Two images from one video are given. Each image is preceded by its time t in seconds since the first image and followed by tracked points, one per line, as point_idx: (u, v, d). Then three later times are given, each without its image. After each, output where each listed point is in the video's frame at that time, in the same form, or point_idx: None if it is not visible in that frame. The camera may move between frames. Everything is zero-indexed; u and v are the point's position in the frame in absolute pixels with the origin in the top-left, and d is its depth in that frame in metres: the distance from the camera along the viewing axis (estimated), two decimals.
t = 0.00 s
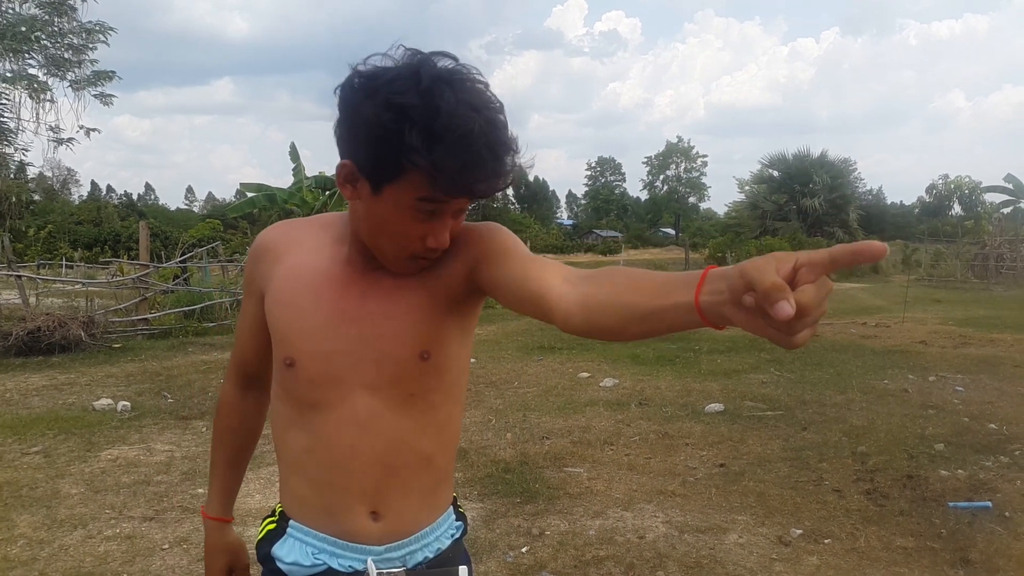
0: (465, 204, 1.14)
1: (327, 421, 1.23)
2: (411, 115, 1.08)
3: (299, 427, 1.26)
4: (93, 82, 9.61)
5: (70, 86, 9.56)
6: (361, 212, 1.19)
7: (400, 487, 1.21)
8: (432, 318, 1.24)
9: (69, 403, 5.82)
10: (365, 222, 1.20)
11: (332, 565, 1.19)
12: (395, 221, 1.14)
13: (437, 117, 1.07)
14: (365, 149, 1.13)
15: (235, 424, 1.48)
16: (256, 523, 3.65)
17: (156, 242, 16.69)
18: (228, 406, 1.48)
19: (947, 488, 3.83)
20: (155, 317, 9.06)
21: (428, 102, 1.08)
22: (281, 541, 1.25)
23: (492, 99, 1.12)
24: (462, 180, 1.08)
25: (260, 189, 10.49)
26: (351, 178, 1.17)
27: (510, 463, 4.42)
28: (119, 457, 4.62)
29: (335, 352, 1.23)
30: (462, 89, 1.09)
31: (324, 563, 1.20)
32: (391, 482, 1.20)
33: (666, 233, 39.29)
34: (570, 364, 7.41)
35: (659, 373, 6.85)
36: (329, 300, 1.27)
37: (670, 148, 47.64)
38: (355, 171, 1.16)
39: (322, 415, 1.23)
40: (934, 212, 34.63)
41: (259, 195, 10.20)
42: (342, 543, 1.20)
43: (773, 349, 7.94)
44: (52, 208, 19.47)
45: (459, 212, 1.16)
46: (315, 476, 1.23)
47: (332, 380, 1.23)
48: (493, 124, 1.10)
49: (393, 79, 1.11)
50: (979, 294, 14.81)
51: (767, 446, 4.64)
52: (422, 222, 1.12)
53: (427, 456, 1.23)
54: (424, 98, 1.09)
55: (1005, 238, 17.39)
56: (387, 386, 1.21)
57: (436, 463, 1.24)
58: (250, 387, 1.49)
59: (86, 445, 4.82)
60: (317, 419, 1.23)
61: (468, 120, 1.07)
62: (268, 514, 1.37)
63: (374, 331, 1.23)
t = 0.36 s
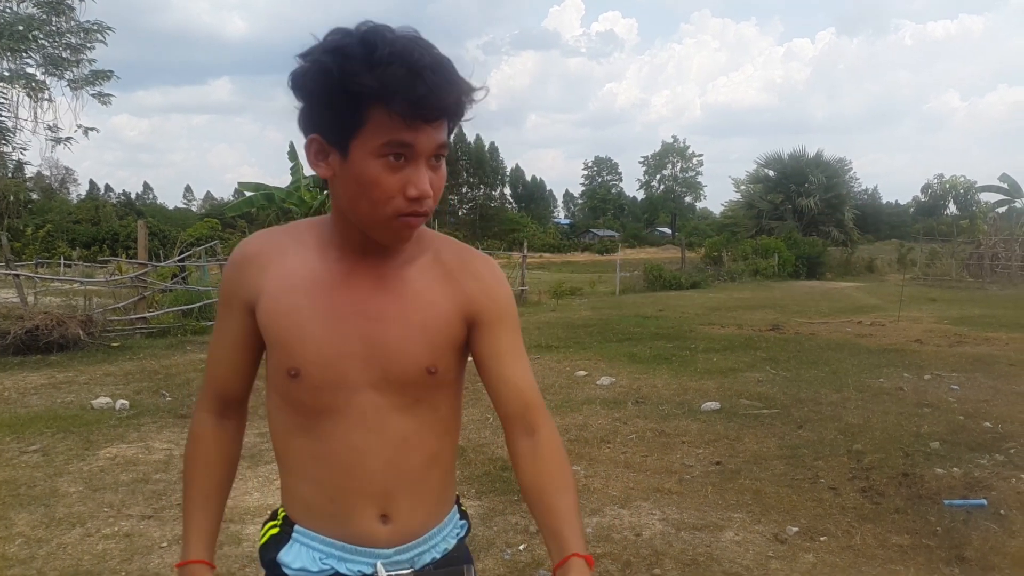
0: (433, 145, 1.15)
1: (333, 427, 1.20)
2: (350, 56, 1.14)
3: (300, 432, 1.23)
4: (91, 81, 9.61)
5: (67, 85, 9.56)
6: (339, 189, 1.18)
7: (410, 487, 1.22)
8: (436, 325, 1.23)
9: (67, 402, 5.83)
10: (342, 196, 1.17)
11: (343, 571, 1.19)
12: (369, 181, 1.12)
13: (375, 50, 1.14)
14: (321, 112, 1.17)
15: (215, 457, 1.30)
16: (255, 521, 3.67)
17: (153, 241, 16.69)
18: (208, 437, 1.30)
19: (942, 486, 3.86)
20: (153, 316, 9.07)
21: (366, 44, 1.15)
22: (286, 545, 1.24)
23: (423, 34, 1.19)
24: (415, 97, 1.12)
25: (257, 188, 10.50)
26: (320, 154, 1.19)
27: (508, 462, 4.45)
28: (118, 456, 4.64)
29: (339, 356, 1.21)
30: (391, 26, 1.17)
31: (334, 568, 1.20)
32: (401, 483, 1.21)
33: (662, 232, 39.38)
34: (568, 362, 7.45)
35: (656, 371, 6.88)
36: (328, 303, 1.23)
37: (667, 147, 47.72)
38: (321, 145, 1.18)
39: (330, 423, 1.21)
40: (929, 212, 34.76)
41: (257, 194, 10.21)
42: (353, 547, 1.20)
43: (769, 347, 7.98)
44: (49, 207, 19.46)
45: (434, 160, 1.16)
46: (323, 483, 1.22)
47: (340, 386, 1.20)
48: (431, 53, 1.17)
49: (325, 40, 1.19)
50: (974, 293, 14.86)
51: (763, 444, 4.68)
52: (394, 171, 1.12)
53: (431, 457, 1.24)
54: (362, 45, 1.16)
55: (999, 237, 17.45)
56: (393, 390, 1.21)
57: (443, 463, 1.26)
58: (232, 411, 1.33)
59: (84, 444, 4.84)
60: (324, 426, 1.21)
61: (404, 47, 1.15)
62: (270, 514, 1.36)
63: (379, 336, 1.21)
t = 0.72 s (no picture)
0: (428, 141, 1.13)
1: (334, 433, 1.19)
2: (341, 50, 1.13)
3: (301, 438, 1.21)
4: (90, 80, 9.59)
5: (67, 84, 9.54)
6: (333, 187, 1.16)
7: (412, 492, 1.20)
8: (438, 328, 1.22)
9: (66, 402, 5.81)
10: (338, 195, 1.16)
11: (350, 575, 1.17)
12: (365, 178, 1.10)
13: (365, 44, 1.13)
14: (312, 108, 1.15)
15: (217, 466, 1.29)
16: (254, 522, 3.65)
17: (153, 240, 16.68)
18: (210, 447, 1.29)
19: (944, 486, 3.85)
20: (153, 315, 9.06)
21: (356, 37, 1.14)
22: (289, 549, 1.22)
23: (415, 27, 1.18)
24: (407, 91, 1.11)
25: (257, 187, 10.48)
26: (313, 151, 1.17)
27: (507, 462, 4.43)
28: (116, 456, 4.62)
29: (341, 360, 1.19)
30: (383, 20, 1.16)
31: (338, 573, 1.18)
32: (404, 486, 1.19)
33: (663, 232, 39.35)
34: (568, 362, 7.43)
35: (656, 371, 6.86)
36: (328, 306, 1.21)
37: (667, 147, 47.67)
38: (315, 141, 1.16)
39: (331, 429, 1.19)
40: (930, 212, 34.71)
41: (256, 193, 10.20)
42: (355, 551, 1.18)
43: (770, 347, 7.96)
44: (49, 207, 19.45)
45: (430, 155, 1.14)
46: (325, 489, 1.20)
47: (341, 392, 1.18)
48: (423, 44, 1.15)
49: (315, 35, 1.18)
50: (975, 292, 14.82)
51: (763, 445, 4.66)
52: (388, 168, 1.10)
53: (434, 462, 1.23)
54: (353, 38, 1.15)
55: (1001, 237, 17.41)
56: (395, 394, 1.19)
57: (444, 465, 1.25)
58: (234, 421, 1.31)
59: (83, 444, 4.82)
60: (325, 431, 1.19)
61: (394, 39, 1.13)
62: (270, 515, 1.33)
63: (381, 340, 1.19)
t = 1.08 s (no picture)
0: (426, 137, 1.13)
1: (334, 435, 1.18)
2: (336, 47, 1.13)
3: (302, 441, 1.21)
4: (88, 79, 9.57)
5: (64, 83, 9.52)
6: (332, 186, 1.16)
7: (413, 493, 1.20)
8: (439, 328, 1.21)
9: (63, 402, 5.80)
10: (337, 194, 1.16)
11: None
12: (362, 176, 1.10)
13: (361, 40, 1.13)
14: (309, 105, 1.15)
15: (222, 468, 1.29)
16: (252, 521, 3.65)
17: (151, 240, 16.66)
18: (215, 449, 1.29)
19: (941, 485, 3.86)
20: (151, 314, 9.06)
21: (351, 32, 1.14)
22: (289, 551, 1.22)
23: (411, 21, 1.18)
24: (403, 87, 1.10)
25: (255, 186, 10.47)
26: (312, 149, 1.17)
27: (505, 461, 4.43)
28: (114, 455, 4.62)
29: (342, 361, 1.19)
30: (379, 16, 1.16)
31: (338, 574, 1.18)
32: (405, 489, 1.19)
33: (661, 231, 39.36)
34: (566, 361, 7.43)
35: (654, 371, 6.86)
36: (330, 307, 1.21)
37: (665, 147, 47.68)
38: (313, 140, 1.17)
39: (332, 431, 1.18)
40: (928, 211, 34.75)
41: (254, 193, 10.19)
42: (355, 554, 1.18)
43: (768, 347, 7.97)
44: (46, 206, 19.42)
45: (428, 152, 1.14)
46: (327, 491, 1.20)
47: (342, 393, 1.18)
48: (419, 40, 1.15)
49: (311, 32, 1.17)
50: (972, 292, 14.84)
51: (761, 444, 4.66)
52: (385, 166, 1.10)
53: (435, 464, 1.22)
54: (348, 35, 1.15)
55: (998, 236, 17.43)
56: (396, 395, 1.19)
57: (446, 467, 1.25)
58: (241, 423, 1.31)
59: (81, 444, 4.81)
60: (326, 433, 1.19)
61: (390, 35, 1.13)
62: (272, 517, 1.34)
63: (382, 341, 1.19)
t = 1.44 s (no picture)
0: (430, 138, 1.13)
1: (339, 435, 1.18)
2: (340, 47, 1.13)
3: (307, 441, 1.21)
4: (89, 80, 9.57)
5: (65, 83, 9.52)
6: (337, 186, 1.16)
7: (417, 494, 1.20)
8: (444, 328, 1.21)
9: (64, 402, 5.81)
10: (341, 194, 1.16)
11: None
12: (365, 177, 1.10)
13: (365, 40, 1.13)
14: (314, 106, 1.16)
15: (226, 469, 1.29)
16: (253, 521, 3.65)
17: (152, 240, 16.67)
18: (218, 448, 1.29)
19: (942, 485, 3.85)
20: (151, 315, 9.06)
21: (356, 33, 1.14)
22: (292, 552, 1.22)
23: (417, 21, 1.18)
24: (406, 87, 1.10)
25: (255, 186, 10.47)
26: (317, 149, 1.17)
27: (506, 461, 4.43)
28: (115, 455, 4.62)
29: (346, 362, 1.18)
30: (385, 16, 1.16)
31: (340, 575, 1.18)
32: (409, 491, 1.19)
33: (662, 231, 39.37)
34: (567, 361, 7.43)
35: (655, 371, 6.86)
36: (335, 308, 1.21)
37: (666, 147, 47.69)
38: (318, 140, 1.17)
39: (337, 432, 1.18)
40: (928, 211, 34.74)
41: (255, 193, 10.20)
42: (358, 556, 1.18)
43: (769, 347, 7.97)
44: (47, 207, 19.43)
45: (432, 153, 1.14)
46: (331, 492, 1.20)
47: (346, 394, 1.18)
48: (424, 40, 1.15)
49: (316, 32, 1.18)
50: (973, 292, 14.83)
51: (762, 444, 4.66)
52: (389, 167, 1.10)
53: (439, 465, 1.23)
54: (353, 34, 1.15)
55: (999, 237, 17.41)
56: (401, 396, 1.19)
57: (450, 468, 1.24)
58: (244, 423, 1.31)
59: (81, 444, 4.82)
60: (330, 434, 1.19)
61: (394, 35, 1.13)
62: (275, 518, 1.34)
63: (387, 341, 1.19)
